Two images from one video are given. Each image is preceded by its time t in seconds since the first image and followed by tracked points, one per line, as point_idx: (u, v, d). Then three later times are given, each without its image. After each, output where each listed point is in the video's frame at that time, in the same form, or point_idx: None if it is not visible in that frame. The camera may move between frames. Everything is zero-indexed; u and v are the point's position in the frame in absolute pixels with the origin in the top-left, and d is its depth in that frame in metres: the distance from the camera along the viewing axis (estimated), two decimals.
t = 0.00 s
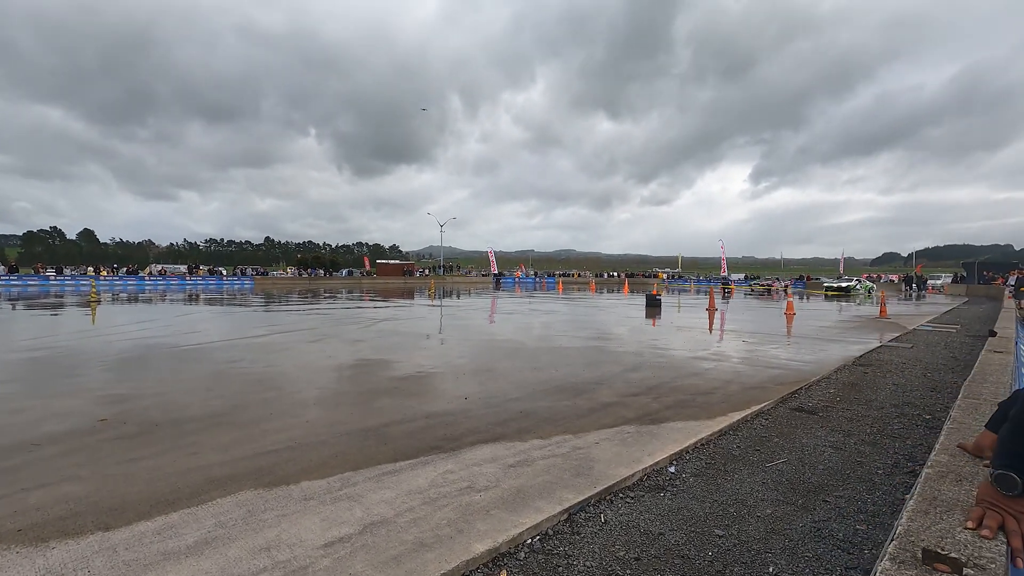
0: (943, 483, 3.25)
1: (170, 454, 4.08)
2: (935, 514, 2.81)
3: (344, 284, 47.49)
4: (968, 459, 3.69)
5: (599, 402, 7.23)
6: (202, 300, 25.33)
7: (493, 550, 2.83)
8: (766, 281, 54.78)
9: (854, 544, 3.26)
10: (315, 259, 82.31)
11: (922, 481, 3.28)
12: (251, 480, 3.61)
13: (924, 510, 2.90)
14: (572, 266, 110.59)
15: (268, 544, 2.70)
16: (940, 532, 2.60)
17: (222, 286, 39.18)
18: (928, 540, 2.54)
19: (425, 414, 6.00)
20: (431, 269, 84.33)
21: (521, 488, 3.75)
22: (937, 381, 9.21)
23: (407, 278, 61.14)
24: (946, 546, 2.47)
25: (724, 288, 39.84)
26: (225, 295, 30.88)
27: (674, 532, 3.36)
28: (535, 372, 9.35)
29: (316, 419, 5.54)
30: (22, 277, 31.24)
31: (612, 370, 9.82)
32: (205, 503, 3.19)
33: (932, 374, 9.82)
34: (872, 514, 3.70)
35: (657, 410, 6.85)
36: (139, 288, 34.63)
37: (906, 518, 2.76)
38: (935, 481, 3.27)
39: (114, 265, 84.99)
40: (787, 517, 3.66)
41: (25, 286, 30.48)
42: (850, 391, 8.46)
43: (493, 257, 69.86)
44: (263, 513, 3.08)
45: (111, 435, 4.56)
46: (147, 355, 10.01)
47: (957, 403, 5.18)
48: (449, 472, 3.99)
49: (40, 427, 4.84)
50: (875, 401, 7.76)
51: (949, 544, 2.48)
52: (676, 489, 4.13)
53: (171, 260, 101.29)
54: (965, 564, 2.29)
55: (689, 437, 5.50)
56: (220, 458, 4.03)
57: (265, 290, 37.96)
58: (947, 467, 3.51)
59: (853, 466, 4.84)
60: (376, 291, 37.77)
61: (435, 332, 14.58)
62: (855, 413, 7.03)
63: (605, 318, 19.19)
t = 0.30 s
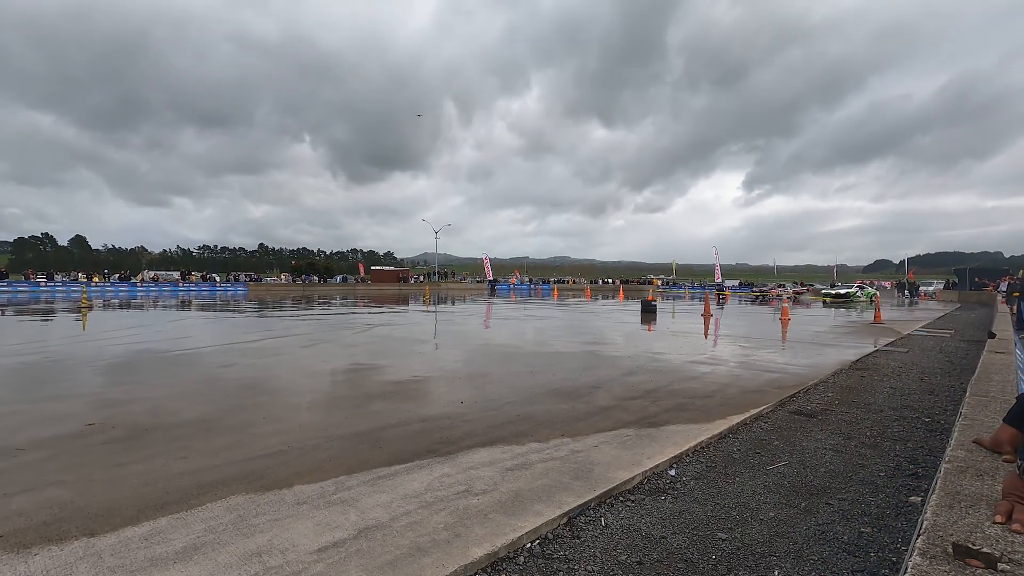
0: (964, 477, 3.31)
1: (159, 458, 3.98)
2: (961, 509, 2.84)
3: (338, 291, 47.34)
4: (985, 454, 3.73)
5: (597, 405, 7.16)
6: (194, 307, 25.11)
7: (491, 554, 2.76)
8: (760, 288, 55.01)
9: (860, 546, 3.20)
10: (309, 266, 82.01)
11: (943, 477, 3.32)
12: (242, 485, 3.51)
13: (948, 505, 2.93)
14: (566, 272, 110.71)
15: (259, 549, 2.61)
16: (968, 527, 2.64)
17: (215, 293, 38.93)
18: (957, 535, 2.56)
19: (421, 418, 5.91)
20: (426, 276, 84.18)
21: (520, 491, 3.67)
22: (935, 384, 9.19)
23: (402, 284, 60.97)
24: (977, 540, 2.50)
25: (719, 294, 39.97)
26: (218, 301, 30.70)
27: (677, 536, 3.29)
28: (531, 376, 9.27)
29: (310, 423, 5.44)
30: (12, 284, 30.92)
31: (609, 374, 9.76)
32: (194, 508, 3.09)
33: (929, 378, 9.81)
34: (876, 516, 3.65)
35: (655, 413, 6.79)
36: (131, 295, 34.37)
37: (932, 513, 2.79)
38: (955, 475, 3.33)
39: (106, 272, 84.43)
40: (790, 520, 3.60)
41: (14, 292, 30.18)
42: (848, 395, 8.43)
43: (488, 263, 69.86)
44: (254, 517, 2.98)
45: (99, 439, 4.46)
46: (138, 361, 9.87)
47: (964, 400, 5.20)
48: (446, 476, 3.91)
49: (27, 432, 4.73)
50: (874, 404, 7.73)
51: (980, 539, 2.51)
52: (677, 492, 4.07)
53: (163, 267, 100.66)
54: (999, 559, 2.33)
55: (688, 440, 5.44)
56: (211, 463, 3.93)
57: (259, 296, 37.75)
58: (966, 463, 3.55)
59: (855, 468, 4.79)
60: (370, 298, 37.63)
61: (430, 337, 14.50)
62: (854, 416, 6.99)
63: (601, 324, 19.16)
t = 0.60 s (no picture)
0: (962, 468, 3.32)
1: (148, 462, 3.92)
2: (962, 498, 2.85)
3: (330, 296, 47.08)
4: (982, 447, 3.74)
5: (591, 408, 7.14)
6: (184, 312, 24.85)
7: (486, 556, 2.73)
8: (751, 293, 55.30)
9: (855, 546, 3.20)
10: (301, 271, 81.55)
11: (941, 468, 3.33)
12: (232, 488, 3.46)
13: (948, 496, 2.94)
14: (559, 277, 110.86)
15: (249, 552, 2.57)
16: (969, 516, 2.65)
17: (206, 298, 38.61)
18: (959, 524, 2.57)
19: (414, 421, 5.86)
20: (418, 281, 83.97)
21: (514, 493, 3.64)
22: (926, 386, 9.26)
23: (395, 290, 60.77)
24: (977, 528, 2.51)
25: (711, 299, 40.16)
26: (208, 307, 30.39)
27: (672, 536, 3.27)
28: (525, 380, 9.24)
29: (301, 426, 5.37)
30: None
31: (603, 377, 9.76)
32: (182, 511, 3.04)
33: (920, 380, 9.88)
34: (870, 516, 3.66)
35: (649, 415, 6.78)
36: (120, 301, 34.02)
37: (933, 503, 2.80)
38: (954, 467, 3.34)
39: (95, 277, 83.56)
40: (785, 520, 3.60)
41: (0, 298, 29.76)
42: (840, 397, 8.47)
43: (481, 269, 69.82)
44: (244, 520, 2.94)
45: (86, 443, 4.38)
46: (126, 366, 9.73)
47: (960, 397, 5.24)
48: (439, 478, 3.88)
49: (11, 437, 4.63)
50: (865, 406, 7.77)
51: (981, 527, 2.52)
52: (672, 493, 4.05)
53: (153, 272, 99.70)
54: (1000, 546, 2.33)
55: (682, 442, 5.43)
56: (201, 466, 3.88)
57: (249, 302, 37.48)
58: (963, 455, 3.57)
59: (848, 469, 4.80)
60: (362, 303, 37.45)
61: (422, 342, 14.42)
62: (847, 418, 7.02)
63: (593, 328, 19.17)
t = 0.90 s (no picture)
0: (953, 464, 3.36)
1: (137, 464, 3.87)
2: (953, 494, 2.89)
3: (321, 298, 46.84)
4: (972, 443, 3.80)
5: (584, 409, 7.15)
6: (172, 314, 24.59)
7: (481, 556, 2.72)
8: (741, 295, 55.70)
9: (846, 544, 3.23)
10: (292, 273, 81.05)
11: (932, 465, 3.37)
12: (223, 490, 3.43)
13: (940, 491, 2.98)
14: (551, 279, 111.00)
15: (242, 554, 2.55)
16: (962, 510, 2.68)
17: (195, 300, 38.28)
18: (951, 518, 2.60)
19: (407, 422, 5.85)
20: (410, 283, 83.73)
21: (508, 493, 3.64)
22: (914, 387, 9.38)
23: (386, 291, 60.60)
24: (969, 522, 2.55)
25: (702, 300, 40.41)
26: (197, 309, 30.12)
27: (665, 536, 3.28)
28: (517, 381, 9.24)
29: (293, 428, 5.34)
30: None
31: (595, 378, 9.77)
32: (173, 514, 3.01)
33: (908, 380, 10.00)
34: (861, 514, 3.69)
35: (642, 416, 6.81)
36: (107, 302, 33.62)
37: (926, 498, 2.83)
38: (945, 463, 3.38)
39: (82, 279, 82.55)
40: (777, 519, 3.62)
41: None
42: (830, 397, 8.55)
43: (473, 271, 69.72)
44: (236, 522, 2.91)
45: (74, 446, 4.33)
46: (114, 368, 9.62)
47: (948, 396, 5.32)
48: (433, 479, 3.87)
49: None
50: (855, 406, 7.84)
51: (973, 520, 2.55)
52: (665, 493, 4.06)
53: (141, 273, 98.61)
54: (992, 539, 2.36)
55: (675, 442, 5.46)
56: (191, 468, 3.84)
57: (239, 304, 37.18)
58: (954, 451, 3.62)
59: (839, 468, 4.84)
60: (353, 305, 37.29)
61: (414, 344, 14.36)
62: (837, 418, 7.09)
63: (586, 330, 19.21)
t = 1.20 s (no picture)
0: (943, 466, 3.40)
1: (128, 468, 3.84)
2: (944, 496, 2.91)
3: (314, 300, 46.59)
4: (961, 445, 3.83)
5: (577, 411, 7.16)
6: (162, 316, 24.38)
7: (473, 560, 2.71)
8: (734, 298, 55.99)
9: (837, 545, 3.25)
10: (284, 275, 80.47)
11: (922, 466, 3.40)
12: (214, 494, 3.40)
13: (930, 493, 3.00)
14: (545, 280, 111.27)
15: (233, 559, 2.53)
16: (951, 512, 2.70)
17: (186, 302, 37.92)
18: (941, 520, 2.62)
19: (400, 425, 5.82)
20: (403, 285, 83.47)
21: (501, 497, 3.62)
22: (905, 388, 9.45)
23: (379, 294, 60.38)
24: (959, 524, 2.56)
25: (694, 303, 40.57)
26: (189, 311, 29.92)
27: (659, 539, 3.29)
28: (511, 383, 9.22)
29: (284, 431, 5.30)
30: None
31: (588, 381, 9.78)
32: (162, 519, 2.97)
33: (898, 382, 10.08)
34: (852, 516, 3.71)
35: (635, 418, 6.82)
36: (96, 305, 33.23)
37: (916, 500, 2.86)
38: (935, 465, 3.42)
39: (71, 281, 81.67)
40: (769, 521, 3.64)
41: None
42: (822, 399, 8.61)
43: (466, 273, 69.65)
44: (226, 527, 2.88)
45: (62, 450, 4.27)
46: (102, 371, 9.51)
47: (938, 398, 5.36)
48: (426, 482, 3.85)
49: None
50: (847, 408, 7.90)
51: (963, 522, 2.57)
52: (658, 495, 4.06)
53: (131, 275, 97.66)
54: (981, 541, 2.38)
55: (668, 444, 5.47)
56: (183, 472, 3.81)
57: (231, 306, 36.91)
58: (944, 453, 3.65)
59: (830, 470, 4.87)
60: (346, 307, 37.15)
61: (407, 346, 14.32)
62: (829, 420, 7.13)
63: (579, 333, 19.23)
